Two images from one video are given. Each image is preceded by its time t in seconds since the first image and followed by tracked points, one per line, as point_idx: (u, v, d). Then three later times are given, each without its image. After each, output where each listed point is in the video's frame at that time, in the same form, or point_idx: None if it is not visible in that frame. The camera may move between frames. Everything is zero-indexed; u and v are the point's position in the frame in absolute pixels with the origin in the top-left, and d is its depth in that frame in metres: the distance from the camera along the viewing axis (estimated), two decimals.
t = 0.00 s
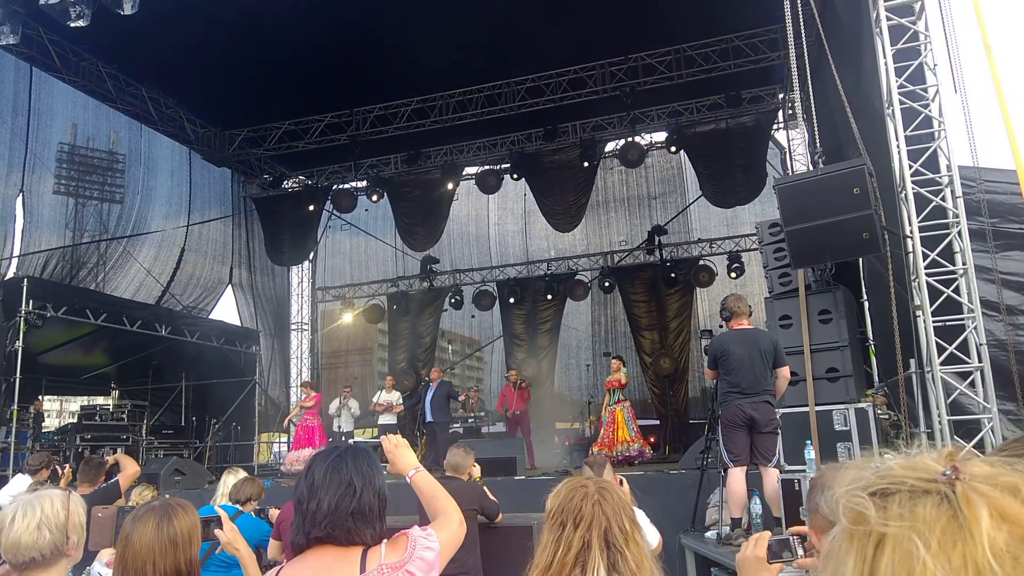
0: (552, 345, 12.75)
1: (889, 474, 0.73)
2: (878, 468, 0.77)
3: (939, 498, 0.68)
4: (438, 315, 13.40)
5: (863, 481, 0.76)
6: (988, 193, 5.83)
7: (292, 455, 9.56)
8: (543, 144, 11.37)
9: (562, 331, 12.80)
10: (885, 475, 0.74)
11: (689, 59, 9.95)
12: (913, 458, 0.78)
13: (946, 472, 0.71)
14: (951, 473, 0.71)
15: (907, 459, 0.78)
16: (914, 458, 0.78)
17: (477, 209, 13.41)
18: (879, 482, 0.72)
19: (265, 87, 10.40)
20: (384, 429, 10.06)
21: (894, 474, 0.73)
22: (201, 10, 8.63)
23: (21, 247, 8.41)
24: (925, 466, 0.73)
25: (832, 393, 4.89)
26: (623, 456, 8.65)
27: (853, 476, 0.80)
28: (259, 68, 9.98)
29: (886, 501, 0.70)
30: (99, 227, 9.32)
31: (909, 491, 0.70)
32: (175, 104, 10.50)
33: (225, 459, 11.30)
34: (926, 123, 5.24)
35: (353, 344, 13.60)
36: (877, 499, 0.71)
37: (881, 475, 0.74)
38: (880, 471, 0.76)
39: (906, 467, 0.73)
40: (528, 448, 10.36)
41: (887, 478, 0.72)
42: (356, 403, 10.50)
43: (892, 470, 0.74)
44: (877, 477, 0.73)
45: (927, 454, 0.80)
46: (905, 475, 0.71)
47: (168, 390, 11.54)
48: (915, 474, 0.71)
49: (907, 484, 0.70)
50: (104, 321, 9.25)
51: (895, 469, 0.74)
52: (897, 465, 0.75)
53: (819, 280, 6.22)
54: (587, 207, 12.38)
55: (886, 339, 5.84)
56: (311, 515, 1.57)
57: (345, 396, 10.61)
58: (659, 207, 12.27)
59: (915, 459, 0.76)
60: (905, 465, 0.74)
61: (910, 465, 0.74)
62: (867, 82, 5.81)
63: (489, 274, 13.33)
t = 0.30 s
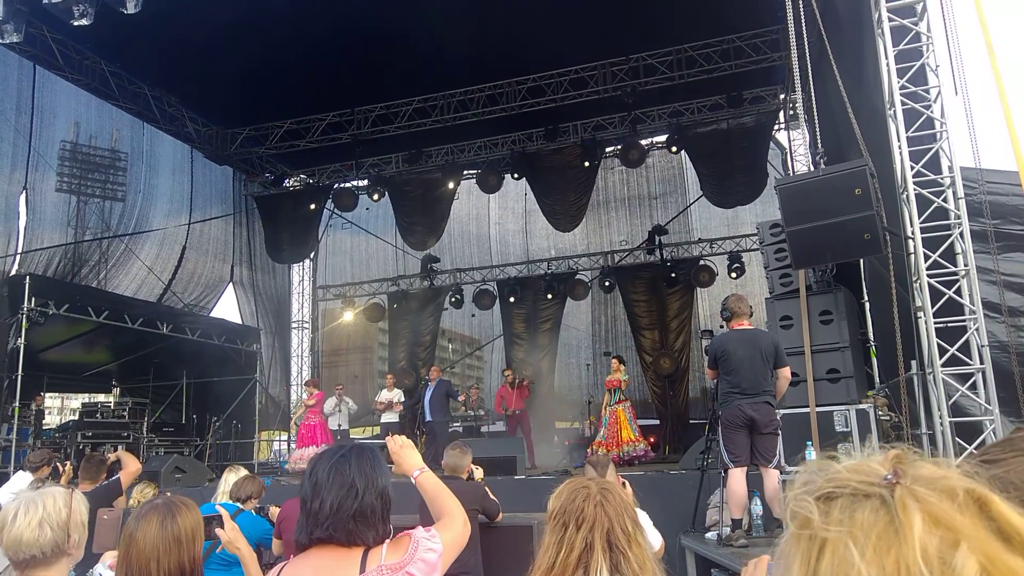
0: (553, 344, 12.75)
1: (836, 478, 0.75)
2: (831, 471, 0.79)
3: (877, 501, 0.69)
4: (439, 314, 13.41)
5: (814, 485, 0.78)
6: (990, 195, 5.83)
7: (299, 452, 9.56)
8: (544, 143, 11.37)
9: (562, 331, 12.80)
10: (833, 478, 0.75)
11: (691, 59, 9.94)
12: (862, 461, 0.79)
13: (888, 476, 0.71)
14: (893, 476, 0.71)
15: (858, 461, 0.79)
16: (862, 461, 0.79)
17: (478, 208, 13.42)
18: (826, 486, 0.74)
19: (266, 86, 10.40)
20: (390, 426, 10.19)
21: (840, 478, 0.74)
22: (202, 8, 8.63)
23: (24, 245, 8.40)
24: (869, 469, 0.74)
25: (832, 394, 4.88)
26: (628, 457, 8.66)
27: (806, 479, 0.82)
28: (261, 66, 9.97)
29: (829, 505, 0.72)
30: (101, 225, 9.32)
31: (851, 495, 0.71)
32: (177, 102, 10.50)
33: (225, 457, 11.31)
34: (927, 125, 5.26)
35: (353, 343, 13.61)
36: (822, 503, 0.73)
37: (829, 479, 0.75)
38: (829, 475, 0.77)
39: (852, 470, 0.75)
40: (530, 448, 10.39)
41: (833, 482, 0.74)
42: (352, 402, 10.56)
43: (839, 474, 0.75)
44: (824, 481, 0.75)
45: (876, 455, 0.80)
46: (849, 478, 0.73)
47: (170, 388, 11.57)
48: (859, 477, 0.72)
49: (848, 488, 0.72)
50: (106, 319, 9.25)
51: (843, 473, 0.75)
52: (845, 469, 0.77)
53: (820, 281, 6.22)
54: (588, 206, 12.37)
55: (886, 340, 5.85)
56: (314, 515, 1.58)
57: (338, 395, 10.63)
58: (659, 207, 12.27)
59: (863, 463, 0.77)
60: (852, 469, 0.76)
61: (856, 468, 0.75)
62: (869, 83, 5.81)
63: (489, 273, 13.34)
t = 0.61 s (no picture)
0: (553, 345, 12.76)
1: (820, 477, 0.79)
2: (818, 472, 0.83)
3: (857, 499, 0.73)
4: (440, 313, 13.42)
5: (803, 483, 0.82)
6: (992, 200, 5.83)
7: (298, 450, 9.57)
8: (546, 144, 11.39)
9: (563, 331, 12.81)
10: (819, 478, 0.79)
11: (693, 62, 9.94)
12: (848, 462, 0.83)
13: (869, 476, 0.75)
14: (874, 475, 0.75)
15: (845, 463, 0.83)
16: (849, 462, 0.82)
17: (479, 208, 13.42)
18: (811, 484, 0.78)
19: (269, 84, 10.40)
20: (391, 425, 10.22)
21: (824, 478, 0.78)
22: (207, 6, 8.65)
23: (25, 239, 8.42)
24: (851, 469, 0.78)
25: (832, 398, 4.90)
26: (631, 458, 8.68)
27: (797, 477, 0.86)
28: (265, 65, 10.00)
29: (812, 502, 0.77)
30: (102, 221, 9.35)
31: (831, 493, 0.75)
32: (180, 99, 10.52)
33: (224, 454, 11.33)
34: (930, 130, 5.25)
35: (354, 342, 13.61)
36: (807, 501, 0.78)
37: (815, 478, 0.79)
38: (815, 474, 0.82)
39: (836, 471, 0.78)
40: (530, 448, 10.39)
41: (817, 481, 0.78)
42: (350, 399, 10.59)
43: (824, 474, 0.79)
44: (811, 480, 0.79)
45: (862, 457, 0.84)
46: (831, 479, 0.77)
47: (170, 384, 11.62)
48: (839, 478, 0.76)
49: (830, 486, 0.76)
50: (105, 315, 9.27)
51: (828, 473, 0.80)
52: (831, 469, 0.81)
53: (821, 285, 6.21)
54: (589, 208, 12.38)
55: (887, 344, 5.86)
56: (325, 518, 1.59)
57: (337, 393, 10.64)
58: (661, 209, 12.27)
59: (848, 464, 0.80)
60: (837, 469, 0.80)
61: (839, 469, 0.79)
62: (872, 87, 5.81)
63: (490, 273, 13.35)
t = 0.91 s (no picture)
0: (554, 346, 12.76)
1: (830, 489, 0.78)
2: (825, 484, 0.82)
3: (874, 508, 0.73)
4: (442, 313, 13.44)
5: (811, 496, 0.81)
6: (996, 205, 5.81)
7: (298, 449, 9.58)
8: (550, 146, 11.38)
9: (564, 332, 12.81)
10: (828, 490, 0.79)
11: (697, 64, 9.93)
12: (854, 474, 0.83)
13: (881, 486, 0.75)
14: (886, 485, 0.75)
15: (850, 475, 0.83)
16: (855, 474, 0.82)
17: (482, 208, 13.42)
18: (822, 496, 0.78)
19: (273, 83, 10.41)
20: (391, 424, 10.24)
21: (836, 489, 0.78)
22: (213, 6, 8.66)
23: (29, 237, 8.44)
24: (861, 480, 0.78)
25: (835, 403, 4.89)
26: (632, 461, 8.65)
27: (801, 492, 0.85)
28: (270, 65, 10.02)
29: (826, 513, 0.76)
30: (107, 218, 9.35)
31: (846, 503, 0.75)
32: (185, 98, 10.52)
33: (225, 452, 11.35)
34: (933, 135, 5.22)
35: (356, 341, 13.63)
36: (819, 513, 0.77)
37: (824, 490, 0.79)
38: (823, 487, 0.81)
39: (846, 481, 0.78)
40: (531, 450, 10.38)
41: (828, 493, 0.78)
42: (356, 399, 10.62)
43: (834, 486, 0.79)
44: (821, 492, 0.79)
45: (866, 470, 0.84)
46: (842, 490, 0.77)
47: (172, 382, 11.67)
48: (852, 489, 0.76)
49: (844, 497, 0.75)
50: (109, 312, 9.35)
51: (837, 484, 0.79)
52: (839, 481, 0.80)
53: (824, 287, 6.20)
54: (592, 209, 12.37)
55: (890, 348, 5.85)
56: (327, 520, 1.58)
57: (342, 393, 10.68)
58: (664, 211, 12.26)
59: (854, 475, 0.81)
60: (845, 481, 0.80)
61: (848, 480, 0.79)
62: (876, 91, 5.80)
63: (492, 273, 13.36)
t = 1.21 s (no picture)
0: (557, 349, 12.77)
1: (853, 493, 0.79)
2: (846, 488, 0.83)
3: (899, 513, 0.74)
4: (443, 317, 13.45)
5: (833, 500, 0.82)
6: (997, 206, 5.81)
7: (297, 454, 9.62)
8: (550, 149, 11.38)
9: (566, 335, 12.81)
10: (852, 493, 0.79)
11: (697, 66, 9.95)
12: (877, 476, 0.84)
13: (906, 490, 0.76)
14: (910, 490, 0.76)
15: (872, 478, 0.84)
16: (878, 476, 0.83)
17: (483, 212, 13.45)
18: (846, 500, 0.78)
19: (274, 88, 10.43)
20: (392, 428, 10.25)
21: (860, 493, 0.78)
22: (214, 10, 8.69)
23: (30, 242, 8.46)
24: (886, 483, 0.79)
25: (837, 403, 4.90)
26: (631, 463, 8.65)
27: (822, 495, 0.86)
28: (270, 70, 10.05)
29: (851, 519, 0.77)
30: (108, 223, 9.39)
31: (871, 508, 0.76)
32: (185, 102, 10.53)
33: (227, 457, 11.36)
34: (933, 136, 5.23)
35: (358, 345, 13.64)
36: (843, 517, 0.78)
37: (847, 494, 0.80)
38: (847, 489, 0.81)
39: (870, 485, 0.79)
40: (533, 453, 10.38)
41: (852, 496, 0.78)
42: (360, 405, 10.56)
43: (857, 489, 0.80)
44: (844, 496, 0.80)
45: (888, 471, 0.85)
46: (868, 493, 0.78)
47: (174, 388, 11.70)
48: (877, 492, 0.77)
49: (870, 501, 0.76)
50: (110, 318, 9.33)
51: (860, 488, 0.80)
52: (861, 484, 0.81)
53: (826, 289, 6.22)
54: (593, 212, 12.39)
55: (892, 349, 5.85)
56: (342, 521, 1.58)
57: (348, 398, 10.66)
58: (665, 213, 12.28)
59: (879, 477, 0.82)
60: (869, 483, 0.81)
61: (872, 483, 0.80)
62: (877, 93, 5.80)
63: (494, 277, 13.36)
